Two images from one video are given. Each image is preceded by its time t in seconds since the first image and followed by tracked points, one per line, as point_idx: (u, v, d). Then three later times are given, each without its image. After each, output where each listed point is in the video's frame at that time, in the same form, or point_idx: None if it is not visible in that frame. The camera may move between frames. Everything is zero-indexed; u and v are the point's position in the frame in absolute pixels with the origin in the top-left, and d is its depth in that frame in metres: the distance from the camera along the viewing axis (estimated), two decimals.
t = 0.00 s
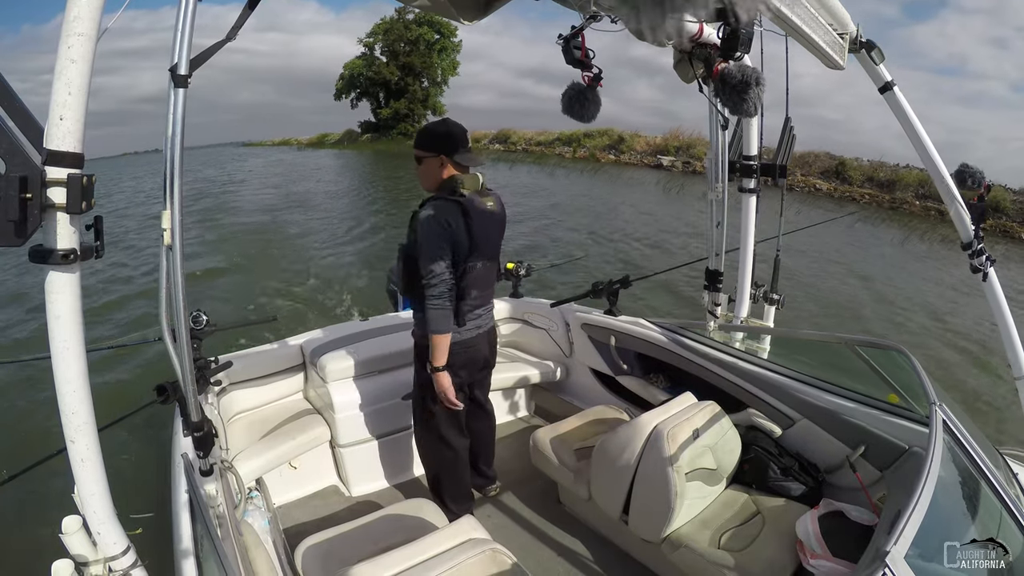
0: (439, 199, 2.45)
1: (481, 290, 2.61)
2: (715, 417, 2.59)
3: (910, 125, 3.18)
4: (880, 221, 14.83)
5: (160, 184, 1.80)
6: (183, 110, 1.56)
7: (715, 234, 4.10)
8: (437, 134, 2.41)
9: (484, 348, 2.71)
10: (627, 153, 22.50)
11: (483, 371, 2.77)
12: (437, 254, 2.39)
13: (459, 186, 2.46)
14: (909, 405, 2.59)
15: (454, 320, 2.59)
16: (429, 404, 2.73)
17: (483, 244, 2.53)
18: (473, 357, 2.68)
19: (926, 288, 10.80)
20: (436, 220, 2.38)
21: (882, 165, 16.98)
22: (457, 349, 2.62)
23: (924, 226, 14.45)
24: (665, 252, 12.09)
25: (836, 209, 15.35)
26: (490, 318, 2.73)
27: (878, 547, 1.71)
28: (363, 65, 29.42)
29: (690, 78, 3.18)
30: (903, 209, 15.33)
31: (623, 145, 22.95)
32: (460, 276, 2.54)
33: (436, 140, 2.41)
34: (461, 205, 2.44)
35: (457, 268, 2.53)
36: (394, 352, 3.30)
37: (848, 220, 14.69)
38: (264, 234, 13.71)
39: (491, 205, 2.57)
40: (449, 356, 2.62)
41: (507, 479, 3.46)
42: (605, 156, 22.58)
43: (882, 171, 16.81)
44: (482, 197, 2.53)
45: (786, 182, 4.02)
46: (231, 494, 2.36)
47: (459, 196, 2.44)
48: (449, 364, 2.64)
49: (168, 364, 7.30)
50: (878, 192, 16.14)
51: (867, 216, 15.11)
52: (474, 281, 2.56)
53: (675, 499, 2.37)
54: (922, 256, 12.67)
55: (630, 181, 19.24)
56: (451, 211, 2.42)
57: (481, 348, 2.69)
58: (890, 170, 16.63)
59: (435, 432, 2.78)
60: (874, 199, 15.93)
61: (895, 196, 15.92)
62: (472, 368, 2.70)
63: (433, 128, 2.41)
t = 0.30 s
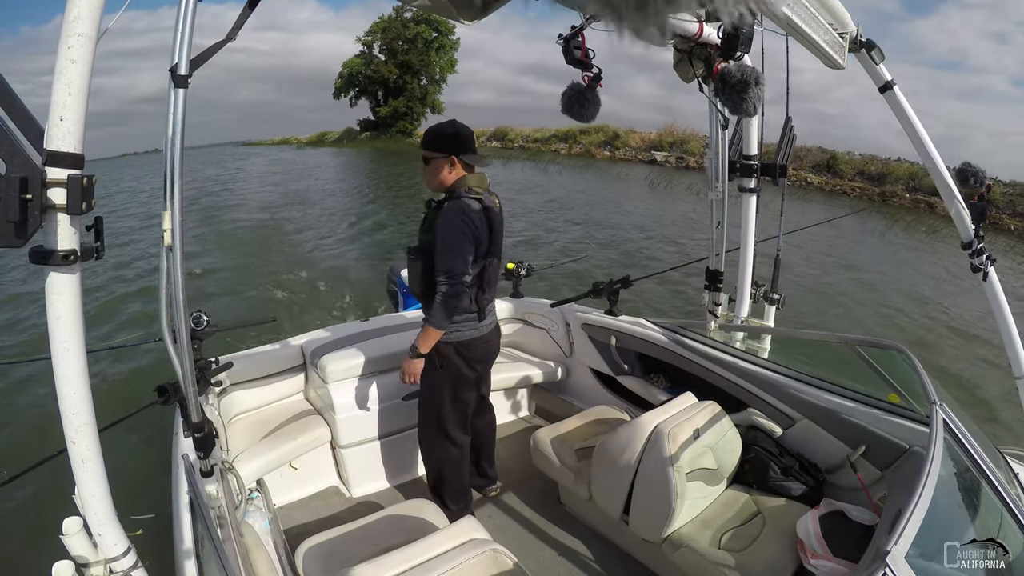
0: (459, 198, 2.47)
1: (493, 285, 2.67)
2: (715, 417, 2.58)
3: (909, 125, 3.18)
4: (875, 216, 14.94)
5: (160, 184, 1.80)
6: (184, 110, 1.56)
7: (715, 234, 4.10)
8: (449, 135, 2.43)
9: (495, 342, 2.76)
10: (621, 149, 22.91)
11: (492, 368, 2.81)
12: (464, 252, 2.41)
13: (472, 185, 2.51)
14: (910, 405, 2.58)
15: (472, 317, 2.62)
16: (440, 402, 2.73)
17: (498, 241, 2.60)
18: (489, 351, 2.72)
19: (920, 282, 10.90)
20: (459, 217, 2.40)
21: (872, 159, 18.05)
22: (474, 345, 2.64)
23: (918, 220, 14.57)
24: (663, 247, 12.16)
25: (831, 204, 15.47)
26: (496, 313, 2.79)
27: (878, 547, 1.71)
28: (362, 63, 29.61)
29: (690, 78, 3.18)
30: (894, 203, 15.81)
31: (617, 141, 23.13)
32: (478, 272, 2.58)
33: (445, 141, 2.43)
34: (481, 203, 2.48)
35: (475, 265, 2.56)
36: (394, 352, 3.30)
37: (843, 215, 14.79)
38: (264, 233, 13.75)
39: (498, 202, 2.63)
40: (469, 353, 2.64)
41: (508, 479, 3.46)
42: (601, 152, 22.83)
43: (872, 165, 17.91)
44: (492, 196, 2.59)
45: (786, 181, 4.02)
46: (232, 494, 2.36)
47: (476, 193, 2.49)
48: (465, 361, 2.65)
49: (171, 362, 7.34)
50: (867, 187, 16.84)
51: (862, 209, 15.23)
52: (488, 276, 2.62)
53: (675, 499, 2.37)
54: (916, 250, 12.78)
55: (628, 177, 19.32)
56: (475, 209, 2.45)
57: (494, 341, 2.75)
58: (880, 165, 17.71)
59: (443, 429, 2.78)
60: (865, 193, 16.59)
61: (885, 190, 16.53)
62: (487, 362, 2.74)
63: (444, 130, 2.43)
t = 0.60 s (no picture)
0: (464, 196, 2.49)
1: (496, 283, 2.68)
2: (714, 418, 2.59)
3: (909, 125, 3.19)
4: (871, 215, 14.97)
5: (160, 185, 1.80)
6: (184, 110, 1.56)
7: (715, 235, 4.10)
8: (454, 136, 2.45)
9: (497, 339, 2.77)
10: (615, 149, 22.97)
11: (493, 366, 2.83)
12: (470, 250, 2.41)
13: (476, 185, 2.52)
14: (910, 405, 2.58)
15: (476, 314, 2.63)
16: (439, 399, 2.72)
17: (500, 240, 2.61)
18: (491, 348, 2.73)
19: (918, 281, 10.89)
20: (466, 215, 2.40)
21: (862, 159, 18.27)
22: (478, 343, 2.65)
23: (914, 220, 14.59)
24: (660, 247, 12.17)
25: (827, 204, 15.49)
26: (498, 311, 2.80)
27: (878, 548, 1.72)
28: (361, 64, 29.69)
29: (690, 78, 3.18)
30: (883, 202, 15.93)
31: (612, 141, 23.27)
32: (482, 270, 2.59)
33: (452, 141, 2.44)
34: (485, 203, 2.50)
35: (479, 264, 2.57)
36: (394, 353, 3.31)
37: (839, 215, 14.83)
38: (263, 233, 13.77)
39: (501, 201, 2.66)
40: (472, 350, 2.64)
41: (507, 479, 3.46)
42: (595, 153, 22.95)
43: (861, 165, 18.09)
44: (495, 195, 2.61)
45: (786, 182, 4.02)
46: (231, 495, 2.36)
47: (480, 193, 2.50)
48: (469, 359, 2.66)
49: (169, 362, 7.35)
50: (856, 186, 17.03)
51: (856, 209, 15.28)
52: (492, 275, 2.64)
53: (675, 500, 2.37)
54: (912, 249, 12.80)
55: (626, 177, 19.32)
56: (479, 208, 2.46)
57: (496, 339, 2.75)
58: (868, 165, 17.91)
59: (440, 425, 2.78)
60: (853, 192, 16.75)
61: (875, 188, 16.84)
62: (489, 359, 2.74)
63: (449, 130, 2.44)
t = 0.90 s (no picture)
0: (463, 197, 2.48)
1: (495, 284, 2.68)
2: (714, 418, 2.59)
3: (909, 126, 3.19)
4: (867, 216, 14.99)
5: (160, 185, 1.80)
6: (184, 110, 1.56)
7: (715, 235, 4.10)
8: (454, 138, 2.45)
9: (496, 340, 2.77)
10: (610, 151, 23.01)
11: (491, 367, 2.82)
12: (466, 252, 2.41)
13: (474, 186, 2.52)
14: (909, 405, 2.58)
15: (474, 315, 2.63)
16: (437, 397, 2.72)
17: (500, 242, 2.60)
18: (489, 348, 2.72)
19: (914, 281, 10.93)
20: (464, 216, 2.39)
21: (852, 162, 18.37)
22: (475, 343, 2.65)
23: (910, 222, 14.61)
24: (658, 247, 12.18)
25: (824, 206, 15.51)
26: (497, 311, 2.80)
27: (878, 547, 1.72)
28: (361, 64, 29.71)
29: (690, 78, 3.18)
30: (871, 203, 16.00)
31: (607, 142, 23.33)
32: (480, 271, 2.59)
33: (451, 142, 2.45)
34: (484, 204, 2.49)
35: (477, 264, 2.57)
36: (395, 352, 3.31)
37: (837, 216, 14.85)
38: (261, 233, 13.77)
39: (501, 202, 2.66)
40: (469, 351, 2.65)
41: (507, 479, 3.46)
42: (590, 155, 22.98)
43: (852, 166, 18.18)
44: (495, 197, 2.61)
45: (785, 182, 4.02)
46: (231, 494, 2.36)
47: (479, 193, 2.50)
48: (466, 359, 2.66)
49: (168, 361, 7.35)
50: (844, 188, 17.11)
51: (851, 210, 15.32)
52: (490, 276, 2.63)
53: (674, 500, 2.37)
54: (908, 249, 12.83)
55: (623, 177, 19.33)
56: (477, 209, 2.46)
57: (494, 339, 2.75)
58: (859, 167, 18.01)
59: (435, 421, 2.78)
60: (843, 194, 16.85)
61: (863, 191, 16.95)
62: (488, 359, 2.74)
63: (448, 132, 2.45)
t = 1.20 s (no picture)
0: (461, 198, 2.48)
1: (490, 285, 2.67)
2: (715, 418, 2.58)
3: (909, 126, 3.18)
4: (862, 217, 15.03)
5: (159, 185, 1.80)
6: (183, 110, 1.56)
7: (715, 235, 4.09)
8: (453, 137, 2.46)
9: (490, 341, 2.77)
10: (606, 154, 23.10)
11: (486, 367, 2.82)
12: (460, 253, 2.41)
13: (472, 187, 2.52)
14: (910, 405, 2.58)
15: (467, 316, 2.63)
16: (433, 398, 2.72)
17: (496, 244, 2.61)
18: (483, 349, 2.72)
19: (909, 281, 10.93)
20: (460, 216, 2.39)
21: (843, 164, 18.46)
22: (468, 344, 2.65)
23: (908, 223, 14.63)
24: (657, 248, 12.18)
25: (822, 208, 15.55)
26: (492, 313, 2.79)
27: (878, 547, 1.71)
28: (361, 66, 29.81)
29: (690, 78, 3.18)
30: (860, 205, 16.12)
31: (603, 145, 23.41)
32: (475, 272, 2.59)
33: (450, 141, 2.45)
34: (481, 206, 2.49)
35: (473, 266, 2.57)
36: (394, 352, 3.31)
37: (835, 217, 14.88)
38: (261, 233, 13.78)
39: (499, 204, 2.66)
40: (461, 351, 2.65)
41: (507, 479, 3.46)
42: (587, 157, 23.02)
43: (842, 169, 18.31)
44: (493, 198, 2.61)
45: (786, 182, 4.02)
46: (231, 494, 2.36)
47: (477, 195, 2.50)
48: (459, 359, 2.66)
49: (167, 361, 7.37)
50: (836, 191, 17.16)
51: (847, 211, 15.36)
52: (485, 277, 2.63)
53: (675, 500, 2.37)
54: (904, 250, 12.84)
55: (621, 179, 19.35)
56: (474, 210, 2.46)
57: (488, 340, 2.75)
58: (850, 169, 18.13)
59: (433, 422, 2.77)
60: (834, 196, 16.91)
61: (857, 193, 17.02)
62: (482, 360, 2.74)
63: (447, 131, 2.45)
